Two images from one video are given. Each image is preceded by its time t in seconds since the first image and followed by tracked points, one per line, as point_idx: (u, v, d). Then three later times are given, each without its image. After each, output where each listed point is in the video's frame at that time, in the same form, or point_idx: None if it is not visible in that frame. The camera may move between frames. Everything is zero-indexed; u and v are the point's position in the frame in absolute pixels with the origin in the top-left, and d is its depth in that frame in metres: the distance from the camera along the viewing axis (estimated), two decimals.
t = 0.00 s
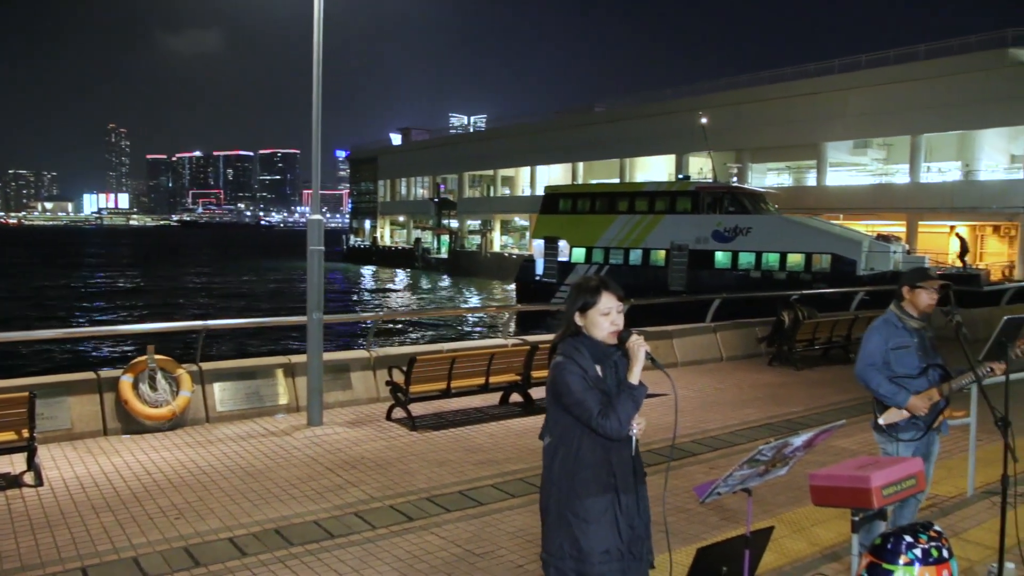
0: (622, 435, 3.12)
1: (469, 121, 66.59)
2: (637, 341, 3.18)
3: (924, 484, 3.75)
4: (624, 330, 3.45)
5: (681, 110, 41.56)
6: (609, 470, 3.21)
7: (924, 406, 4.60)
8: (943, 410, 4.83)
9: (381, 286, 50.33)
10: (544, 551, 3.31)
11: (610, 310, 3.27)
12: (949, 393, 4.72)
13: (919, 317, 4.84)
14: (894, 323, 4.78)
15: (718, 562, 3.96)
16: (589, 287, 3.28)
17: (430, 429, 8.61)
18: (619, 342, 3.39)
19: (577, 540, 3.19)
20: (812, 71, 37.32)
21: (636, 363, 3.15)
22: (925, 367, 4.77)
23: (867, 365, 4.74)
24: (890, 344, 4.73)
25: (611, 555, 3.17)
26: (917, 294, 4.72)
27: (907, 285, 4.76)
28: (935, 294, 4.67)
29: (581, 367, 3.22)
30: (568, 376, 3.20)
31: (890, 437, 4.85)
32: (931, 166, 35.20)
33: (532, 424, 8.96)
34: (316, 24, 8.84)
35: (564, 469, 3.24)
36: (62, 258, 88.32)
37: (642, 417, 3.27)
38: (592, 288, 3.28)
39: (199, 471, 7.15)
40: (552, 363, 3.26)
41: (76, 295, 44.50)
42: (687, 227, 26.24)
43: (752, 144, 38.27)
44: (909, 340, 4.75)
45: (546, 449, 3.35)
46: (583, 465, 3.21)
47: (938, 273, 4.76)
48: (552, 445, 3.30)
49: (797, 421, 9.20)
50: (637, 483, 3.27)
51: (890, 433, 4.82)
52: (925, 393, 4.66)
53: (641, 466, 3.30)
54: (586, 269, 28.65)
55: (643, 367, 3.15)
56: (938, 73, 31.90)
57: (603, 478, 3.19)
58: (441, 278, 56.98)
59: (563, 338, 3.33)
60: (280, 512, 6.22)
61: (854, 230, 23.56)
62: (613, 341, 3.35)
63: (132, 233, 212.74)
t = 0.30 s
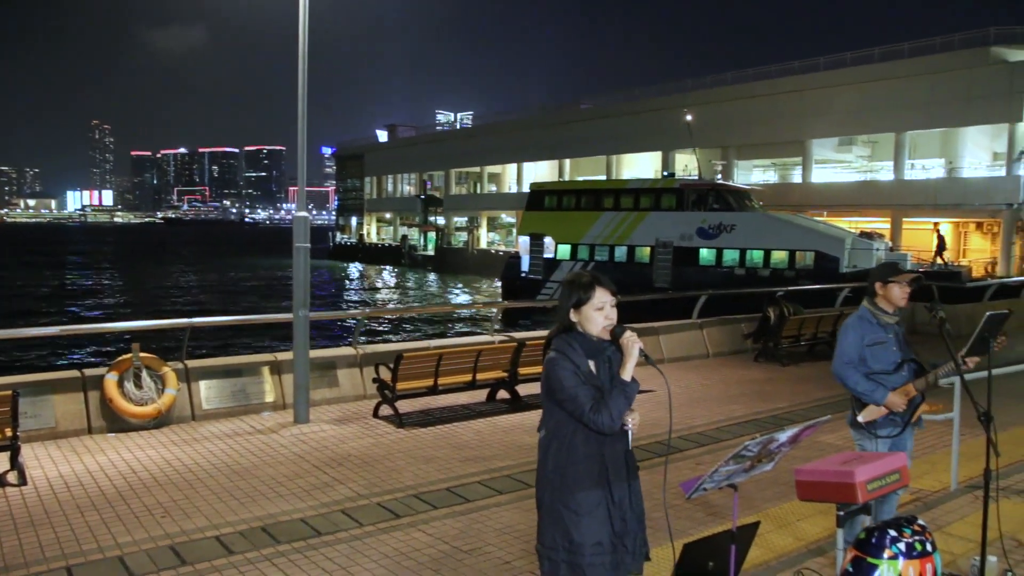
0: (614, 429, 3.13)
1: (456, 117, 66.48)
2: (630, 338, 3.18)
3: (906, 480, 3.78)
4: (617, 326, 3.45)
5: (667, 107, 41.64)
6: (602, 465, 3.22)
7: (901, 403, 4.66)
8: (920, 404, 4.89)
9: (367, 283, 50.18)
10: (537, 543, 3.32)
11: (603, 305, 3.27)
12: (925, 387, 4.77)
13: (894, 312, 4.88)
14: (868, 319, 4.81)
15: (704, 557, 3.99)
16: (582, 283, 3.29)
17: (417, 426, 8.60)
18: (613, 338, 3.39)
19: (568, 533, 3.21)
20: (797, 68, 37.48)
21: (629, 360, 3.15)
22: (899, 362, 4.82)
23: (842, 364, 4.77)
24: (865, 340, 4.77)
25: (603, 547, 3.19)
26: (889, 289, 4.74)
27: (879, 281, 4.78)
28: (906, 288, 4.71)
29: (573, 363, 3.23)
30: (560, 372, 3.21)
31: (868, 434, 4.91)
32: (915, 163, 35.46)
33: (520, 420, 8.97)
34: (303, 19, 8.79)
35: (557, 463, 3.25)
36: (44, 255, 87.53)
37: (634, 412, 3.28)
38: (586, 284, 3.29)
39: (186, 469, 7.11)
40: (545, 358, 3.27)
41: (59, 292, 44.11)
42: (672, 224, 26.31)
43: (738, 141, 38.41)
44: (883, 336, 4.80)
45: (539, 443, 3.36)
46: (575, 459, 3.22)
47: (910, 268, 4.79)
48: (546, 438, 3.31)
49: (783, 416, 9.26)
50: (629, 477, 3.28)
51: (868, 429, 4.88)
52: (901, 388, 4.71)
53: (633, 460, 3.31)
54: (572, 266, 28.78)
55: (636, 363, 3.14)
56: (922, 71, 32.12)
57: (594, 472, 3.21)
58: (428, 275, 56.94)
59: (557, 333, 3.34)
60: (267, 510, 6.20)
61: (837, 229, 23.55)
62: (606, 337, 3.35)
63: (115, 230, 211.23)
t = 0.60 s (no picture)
0: (605, 419, 3.14)
1: (443, 110, 66.35)
2: (622, 329, 3.18)
3: (892, 470, 3.81)
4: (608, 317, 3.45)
5: (653, 100, 41.72)
6: (593, 456, 3.23)
7: (880, 396, 4.70)
8: (897, 397, 4.95)
9: (354, 277, 50.04)
10: (527, 532, 3.34)
11: (594, 296, 3.28)
12: (900, 379, 4.84)
13: (869, 303, 4.91)
14: (845, 311, 4.84)
15: (691, 547, 4.01)
16: (575, 274, 3.29)
17: (405, 419, 8.59)
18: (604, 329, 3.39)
19: (559, 523, 3.22)
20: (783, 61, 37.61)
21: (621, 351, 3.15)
22: (877, 354, 4.86)
23: (823, 359, 4.79)
24: (844, 334, 4.80)
25: (592, 537, 3.20)
26: (864, 280, 4.77)
27: (854, 273, 4.81)
28: (881, 280, 4.74)
29: (566, 354, 3.23)
30: (552, 363, 3.21)
31: (848, 426, 4.94)
32: (900, 157, 35.69)
33: (507, 413, 8.97)
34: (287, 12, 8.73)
35: (548, 452, 3.26)
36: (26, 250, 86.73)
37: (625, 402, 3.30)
38: (578, 275, 3.29)
39: (172, 464, 7.08)
40: (538, 349, 3.27)
41: (43, 287, 43.76)
42: (658, 217, 26.36)
43: (724, 134, 38.51)
44: (861, 329, 4.83)
45: (532, 433, 3.37)
46: (566, 449, 3.23)
47: (883, 260, 4.83)
48: (538, 429, 3.32)
49: (769, 408, 9.32)
50: (620, 469, 3.29)
51: (848, 422, 4.91)
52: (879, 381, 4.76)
53: (623, 451, 3.32)
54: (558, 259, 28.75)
55: (627, 354, 3.15)
56: (907, 65, 32.29)
57: (586, 463, 3.22)
58: (415, 268, 56.85)
59: (550, 324, 3.34)
60: (254, 504, 6.19)
61: (820, 223, 23.72)
62: (598, 328, 3.35)
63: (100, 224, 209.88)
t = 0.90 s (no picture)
0: (595, 394, 3.15)
1: (433, 89, 65.92)
2: (612, 303, 3.16)
3: (880, 448, 3.81)
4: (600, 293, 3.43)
5: (645, 78, 41.57)
6: (584, 432, 3.24)
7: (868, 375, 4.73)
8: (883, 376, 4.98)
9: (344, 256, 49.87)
10: (519, 507, 3.35)
11: (586, 271, 3.26)
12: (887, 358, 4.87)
13: (855, 282, 4.93)
14: (831, 292, 4.86)
15: (682, 526, 4.05)
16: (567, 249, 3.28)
17: (395, 398, 8.62)
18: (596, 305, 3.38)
19: (550, 498, 3.24)
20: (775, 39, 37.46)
21: (610, 325, 3.14)
22: (862, 334, 4.89)
23: (810, 339, 4.81)
24: (830, 314, 4.82)
25: (582, 511, 3.22)
26: (849, 261, 4.79)
27: (838, 253, 4.83)
28: (865, 260, 4.76)
29: (559, 331, 3.23)
30: (544, 338, 3.21)
31: (835, 406, 4.97)
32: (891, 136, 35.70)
33: (499, 392, 9.00)
34: None
35: (540, 428, 3.27)
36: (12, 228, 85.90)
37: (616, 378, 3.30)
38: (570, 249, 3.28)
39: (163, 444, 7.06)
40: (532, 325, 3.27)
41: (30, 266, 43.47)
42: (646, 198, 26.38)
43: (716, 113, 38.43)
44: (847, 308, 4.85)
45: (525, 409, 3.38)
46: (558, 425, 3.24)
47: (867, 240, 4.84)
48: (531, 404, 3.33)
49: (759, 387, 9.38)
50: (611, 445, 3.30)
51: (835, 403, 4.94)
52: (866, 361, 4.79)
53: (615, 428, 3.32)
54: (546, 240, 28.80)
55: (616, 329, 3.14)
56: (899, 44, 32.21)
57: (577, 437, 3.23)
58: (406, 248, 56.69)
59: (544, 300, 3.33)
60: (246, 484, 6.20)
61: (809, 204, 23.62)
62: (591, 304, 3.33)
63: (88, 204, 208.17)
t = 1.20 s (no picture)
0: (578, 385, 3.15)
1: (419, 86, 65.76)
2: (594, 295, 3.17)
3: (865, 443, 3.83)
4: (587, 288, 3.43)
5: (630, 75, 41.65)
6: (568, 427, 3.24)
7: (852, 370, 4.77)
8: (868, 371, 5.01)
9: (330, 254, 49.66)
10: (504, 502, 3.36)
11: (572, 265, 3.25)
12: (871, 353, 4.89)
13: (837, 278, 4.96)
14: (814, 288, 4.89)
15: (667, 522, 4.07)
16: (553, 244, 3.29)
17: (381, 396, 8.60)
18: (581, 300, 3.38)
19: (534, 492, 3.24)
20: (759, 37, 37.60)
21: (592, 317, 3.15)
22: (845, 330, 4.92)
23: (794, 336, 4.84)
24: (813, 311, 4.85)
25: (566, 506, 3.22)
26: (831, 257, 4.82)
27: (820, 250, 4.85)
28: (846, 256, 4.79)
29: (543, 324, 3.24)
30: (528, 332, 3.23)
31: (820, 402, 5.00)
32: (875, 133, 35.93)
33: (485, 390, 9.00)
34: None
35: (525, 422, 3.28)
36: None
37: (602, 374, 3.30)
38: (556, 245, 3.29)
39: (148, 444, 7.01)
40: (518, 320, 3.29)
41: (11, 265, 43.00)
42: (629, 196, 26.49)
43: (701, 110, 38.55)
44: (829, 305, 4.89)
45: (511, 404, 3.39)
46: (542, 420, 3.25)
47: (849, 237, 4.87)
48: (517, 401, 3.34)
49: (744, 383, 9.42)
50: (596, 441, 3.30)
51: (820, 398, 4.97)
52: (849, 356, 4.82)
53: (600, 423, 3.33)
54: (531, 238, 28.82)
55: (598, 323, 3.15)
56: (882, 42, 32.40)
57: (559, 432, 3.24)
58: (392, 245, 56.56)
59: (531, 296, 3.36)
60: (231, 482, 6.17)
61: (791, 202, 23.74)
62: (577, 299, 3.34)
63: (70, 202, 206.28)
